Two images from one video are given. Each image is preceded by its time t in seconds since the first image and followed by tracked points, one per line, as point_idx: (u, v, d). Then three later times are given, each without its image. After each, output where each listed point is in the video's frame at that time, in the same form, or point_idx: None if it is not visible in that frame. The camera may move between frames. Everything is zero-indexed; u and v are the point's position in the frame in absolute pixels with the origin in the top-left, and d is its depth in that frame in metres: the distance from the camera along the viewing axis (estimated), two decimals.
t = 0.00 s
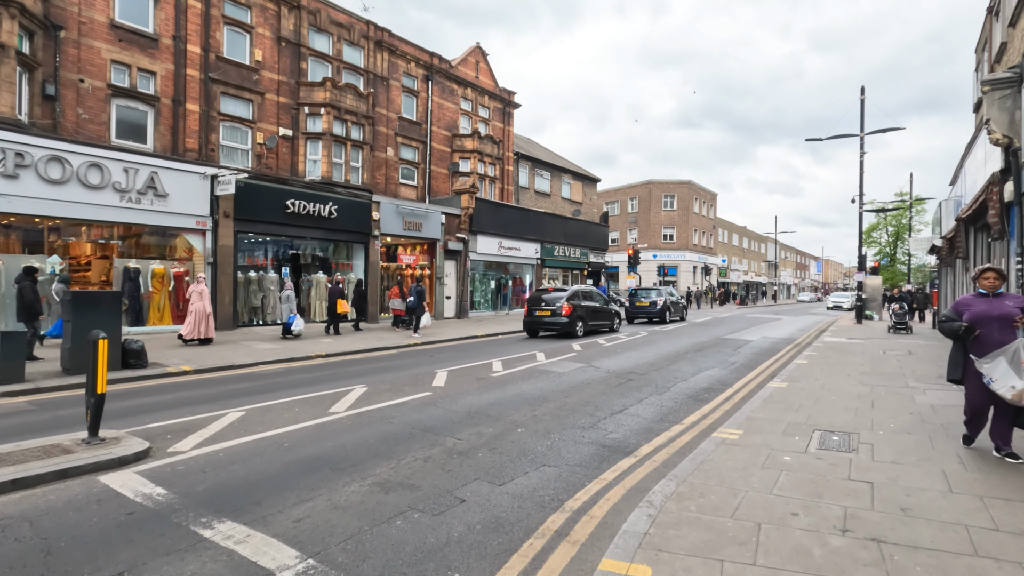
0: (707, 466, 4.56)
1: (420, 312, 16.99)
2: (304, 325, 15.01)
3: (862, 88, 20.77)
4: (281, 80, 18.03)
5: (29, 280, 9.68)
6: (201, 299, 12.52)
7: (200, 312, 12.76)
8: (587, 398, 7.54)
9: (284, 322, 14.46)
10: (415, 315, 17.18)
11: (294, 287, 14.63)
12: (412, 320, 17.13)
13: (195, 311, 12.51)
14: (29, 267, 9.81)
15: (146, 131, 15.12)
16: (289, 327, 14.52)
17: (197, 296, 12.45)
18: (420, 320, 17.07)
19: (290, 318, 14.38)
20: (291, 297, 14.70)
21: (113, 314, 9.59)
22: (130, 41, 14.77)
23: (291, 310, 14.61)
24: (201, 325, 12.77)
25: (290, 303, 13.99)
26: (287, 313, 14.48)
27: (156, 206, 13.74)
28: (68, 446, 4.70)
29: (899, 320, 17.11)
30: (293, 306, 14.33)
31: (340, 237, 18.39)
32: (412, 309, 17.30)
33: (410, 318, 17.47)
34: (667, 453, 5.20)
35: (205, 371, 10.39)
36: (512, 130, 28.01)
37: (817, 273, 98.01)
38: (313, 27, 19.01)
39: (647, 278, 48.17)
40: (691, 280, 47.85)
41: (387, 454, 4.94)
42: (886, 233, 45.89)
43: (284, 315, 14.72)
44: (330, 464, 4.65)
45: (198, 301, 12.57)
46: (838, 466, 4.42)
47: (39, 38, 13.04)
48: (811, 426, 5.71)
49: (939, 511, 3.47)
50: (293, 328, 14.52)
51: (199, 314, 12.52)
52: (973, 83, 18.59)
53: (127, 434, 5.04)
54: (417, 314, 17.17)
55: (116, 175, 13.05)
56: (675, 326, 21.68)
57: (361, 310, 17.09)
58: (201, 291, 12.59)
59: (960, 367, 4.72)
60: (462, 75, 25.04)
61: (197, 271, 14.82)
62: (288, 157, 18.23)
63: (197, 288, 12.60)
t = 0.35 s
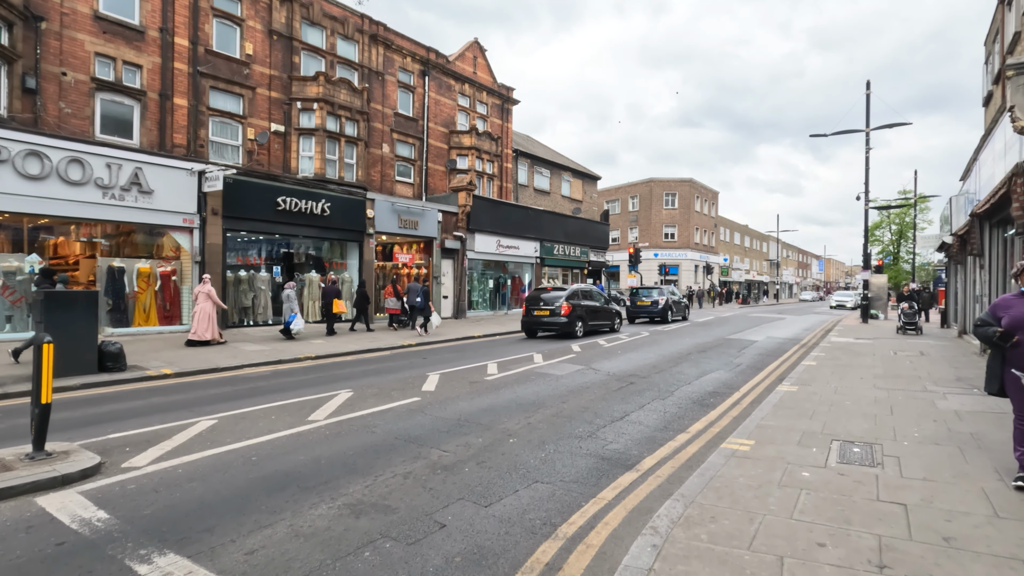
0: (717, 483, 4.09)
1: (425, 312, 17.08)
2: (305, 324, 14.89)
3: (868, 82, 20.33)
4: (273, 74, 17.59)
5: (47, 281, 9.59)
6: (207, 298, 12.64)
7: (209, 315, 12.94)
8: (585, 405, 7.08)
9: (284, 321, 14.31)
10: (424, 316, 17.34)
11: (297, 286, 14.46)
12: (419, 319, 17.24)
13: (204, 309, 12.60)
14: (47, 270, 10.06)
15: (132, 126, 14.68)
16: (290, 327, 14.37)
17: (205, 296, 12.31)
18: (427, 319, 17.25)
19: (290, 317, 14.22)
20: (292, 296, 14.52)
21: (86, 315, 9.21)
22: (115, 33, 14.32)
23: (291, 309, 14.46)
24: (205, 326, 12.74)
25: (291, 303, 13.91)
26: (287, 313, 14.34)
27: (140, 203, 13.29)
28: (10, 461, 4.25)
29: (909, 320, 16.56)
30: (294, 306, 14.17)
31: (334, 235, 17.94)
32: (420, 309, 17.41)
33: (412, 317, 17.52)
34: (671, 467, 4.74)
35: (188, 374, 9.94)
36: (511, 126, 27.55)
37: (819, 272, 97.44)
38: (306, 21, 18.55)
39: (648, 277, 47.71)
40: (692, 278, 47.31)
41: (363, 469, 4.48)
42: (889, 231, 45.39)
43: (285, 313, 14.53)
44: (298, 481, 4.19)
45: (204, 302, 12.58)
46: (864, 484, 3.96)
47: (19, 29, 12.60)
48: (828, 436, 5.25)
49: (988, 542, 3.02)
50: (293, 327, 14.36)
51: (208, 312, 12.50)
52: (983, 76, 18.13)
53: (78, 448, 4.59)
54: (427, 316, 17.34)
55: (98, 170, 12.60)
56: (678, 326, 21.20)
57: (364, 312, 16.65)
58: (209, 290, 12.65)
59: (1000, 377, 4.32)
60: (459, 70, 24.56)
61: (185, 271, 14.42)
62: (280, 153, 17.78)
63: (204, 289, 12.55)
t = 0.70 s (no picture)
0: (719, 506, 3.65)
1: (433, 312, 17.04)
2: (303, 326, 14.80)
3: (872, 77, 19.90)
4: (263, 69, 17.18)
5: (64, 283, 9.38)
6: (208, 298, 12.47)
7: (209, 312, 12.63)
8: (578, 412, 6.64)
9: (283, 322, 14.28)
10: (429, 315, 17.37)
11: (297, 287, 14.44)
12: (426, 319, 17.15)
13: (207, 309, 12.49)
14: (67, 275, 10.17)
15: (115, 122, 14.26)
16: (287, 328, 14.28)
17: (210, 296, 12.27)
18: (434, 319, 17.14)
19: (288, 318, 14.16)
20: (292, 297, 14.50)
21: (51, 318, 8.76)
22: (98, 26, 13.91)
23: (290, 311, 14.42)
24: (215, 325, 12.60)
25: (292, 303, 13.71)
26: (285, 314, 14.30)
27: (121, 201, 12.87)
28: None
29: (915, 321, 16.06)
30: (293, 307, 14.13)
31: (325, 234, 17.52)
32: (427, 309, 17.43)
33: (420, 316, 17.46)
34: (668, 485, 4.29)
35: (166, 378, 9.51)
36: (508, 123, 27.12)
37: (820, 271, 96.91)
38: (297, 15, 18.14)
39: (648, 276, 47.28)
40: (693, 278, 46.86)
41: (325, 489, 4.05)
42: (892, 230, 44.94)
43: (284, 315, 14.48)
44: (250, 504, 3.75)
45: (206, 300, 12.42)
46: (886, 509, 3.51)
47: None
48: (840, 449, 4.81)
49: None
50: (289, 330, 14.24)
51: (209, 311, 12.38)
52: (991, 70, 17.70)
53: (14, 465, 4.17)
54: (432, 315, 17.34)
55: (77, 167, 12.17)
56: (678, 326, 20.77)
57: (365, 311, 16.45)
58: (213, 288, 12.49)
59: None
60: (455, 66, 24.13)
61: (171, 272, 13.97)
62: (270, 150, 17.38)
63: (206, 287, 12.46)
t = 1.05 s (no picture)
0: (717, 539, 3.21)
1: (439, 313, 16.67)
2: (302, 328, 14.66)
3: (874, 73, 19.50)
4: (251, 65, 16.76)
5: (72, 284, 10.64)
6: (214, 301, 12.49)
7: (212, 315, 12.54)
8: (567, 422, 6.22)
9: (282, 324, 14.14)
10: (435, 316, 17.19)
11: (297, 288, 14.38)
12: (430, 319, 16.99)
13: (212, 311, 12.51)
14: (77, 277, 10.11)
15: (97, 118, 13.85)
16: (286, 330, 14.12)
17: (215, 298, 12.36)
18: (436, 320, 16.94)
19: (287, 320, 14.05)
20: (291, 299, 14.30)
21: (23, 324, 8.31)
22: (78, 19, 13.49)
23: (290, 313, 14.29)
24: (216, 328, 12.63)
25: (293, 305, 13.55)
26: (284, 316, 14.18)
27: (101, 199, 12.46)
28: None
29: (920, 323, 15.43)
30: (293, 308, 14.01)
31: (315, 233, 17.10)
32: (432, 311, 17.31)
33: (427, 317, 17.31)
34: (662, 509, 3.87)
35: (140, 384, 9.09)
36: (505, 121, 26.70)
37: (821, 270, 96.47)
38: (286, 9, 17.72)
39: (647, 276, 46.85)
40: (693, 277, 46.43)
41: (277, 517, 3.62)
42: (893, 229, 44.53)
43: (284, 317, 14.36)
44: (190, 536, 3.33)
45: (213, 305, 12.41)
46: (910, 543, 3.09)
47: None
48: (852, 468, 4.39)
49: None
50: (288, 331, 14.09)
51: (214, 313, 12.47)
52: (997, 65, 17.29)
53: None
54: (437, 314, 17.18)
55: (53, 164, 11.76)
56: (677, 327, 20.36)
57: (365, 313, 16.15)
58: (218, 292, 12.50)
59: None
60: (450, 63, 23.71)
61: (153, 272, 13.54)
62: (259, 147, 16.96)
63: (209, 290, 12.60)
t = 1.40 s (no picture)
0: (718, 572, 2.79)
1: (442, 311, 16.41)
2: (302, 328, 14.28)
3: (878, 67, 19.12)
4: (239, 58, 16.34)
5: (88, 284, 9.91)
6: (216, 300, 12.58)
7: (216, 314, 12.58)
8: (557, 429, 5.79)
9: (281, 324, 13.80)
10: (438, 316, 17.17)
11: (298, 288, 14.10)
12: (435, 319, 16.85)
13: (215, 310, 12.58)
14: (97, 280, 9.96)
15: (78, 113, 13.42)
16: (286, 330, 13.80)
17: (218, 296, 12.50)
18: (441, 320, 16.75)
19: (287, 319, 13.73)
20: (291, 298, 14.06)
21: None
22: (57, 10, 13.07)
23: (290, 313, 13.99)
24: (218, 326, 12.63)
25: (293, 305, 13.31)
26: (285, 316, 13.86)
27: (79, 195, 12.04)
28: None
29: (925, 325, 14.82)
30: (294, 308, 13.74)
31: (305, 231, 16.68)
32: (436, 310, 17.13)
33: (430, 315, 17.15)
34: (655, 533, 3.45)
35: (113, 388, 8.64)
36: (501, 118, 26.27)
37: (821, 269, 96.02)
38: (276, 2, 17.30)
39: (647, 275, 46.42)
40: (693, 277, 46.01)
41: (220, 544, 3.21)
42: (895, 227, 44.11)
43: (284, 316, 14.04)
44: (116, 568, 2.91)
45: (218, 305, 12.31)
46: None
47: None
48: (867, 484, 3.95)
49: None
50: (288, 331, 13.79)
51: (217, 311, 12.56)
52: (1004, 58, 16.91)
53: None
54: (440, 314, 17.14)
55: (28, 159, 11.34)
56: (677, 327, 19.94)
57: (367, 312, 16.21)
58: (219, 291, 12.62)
59: None
60: (445, 58, 23.29)
61: (135, 271, 13.08)
62: (247, 143, 16.54)
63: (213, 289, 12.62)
